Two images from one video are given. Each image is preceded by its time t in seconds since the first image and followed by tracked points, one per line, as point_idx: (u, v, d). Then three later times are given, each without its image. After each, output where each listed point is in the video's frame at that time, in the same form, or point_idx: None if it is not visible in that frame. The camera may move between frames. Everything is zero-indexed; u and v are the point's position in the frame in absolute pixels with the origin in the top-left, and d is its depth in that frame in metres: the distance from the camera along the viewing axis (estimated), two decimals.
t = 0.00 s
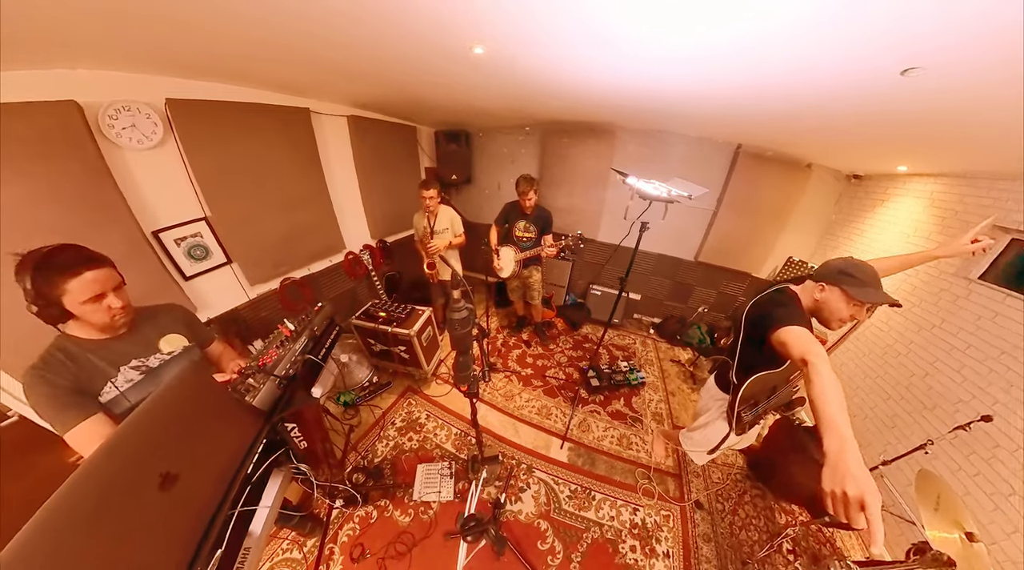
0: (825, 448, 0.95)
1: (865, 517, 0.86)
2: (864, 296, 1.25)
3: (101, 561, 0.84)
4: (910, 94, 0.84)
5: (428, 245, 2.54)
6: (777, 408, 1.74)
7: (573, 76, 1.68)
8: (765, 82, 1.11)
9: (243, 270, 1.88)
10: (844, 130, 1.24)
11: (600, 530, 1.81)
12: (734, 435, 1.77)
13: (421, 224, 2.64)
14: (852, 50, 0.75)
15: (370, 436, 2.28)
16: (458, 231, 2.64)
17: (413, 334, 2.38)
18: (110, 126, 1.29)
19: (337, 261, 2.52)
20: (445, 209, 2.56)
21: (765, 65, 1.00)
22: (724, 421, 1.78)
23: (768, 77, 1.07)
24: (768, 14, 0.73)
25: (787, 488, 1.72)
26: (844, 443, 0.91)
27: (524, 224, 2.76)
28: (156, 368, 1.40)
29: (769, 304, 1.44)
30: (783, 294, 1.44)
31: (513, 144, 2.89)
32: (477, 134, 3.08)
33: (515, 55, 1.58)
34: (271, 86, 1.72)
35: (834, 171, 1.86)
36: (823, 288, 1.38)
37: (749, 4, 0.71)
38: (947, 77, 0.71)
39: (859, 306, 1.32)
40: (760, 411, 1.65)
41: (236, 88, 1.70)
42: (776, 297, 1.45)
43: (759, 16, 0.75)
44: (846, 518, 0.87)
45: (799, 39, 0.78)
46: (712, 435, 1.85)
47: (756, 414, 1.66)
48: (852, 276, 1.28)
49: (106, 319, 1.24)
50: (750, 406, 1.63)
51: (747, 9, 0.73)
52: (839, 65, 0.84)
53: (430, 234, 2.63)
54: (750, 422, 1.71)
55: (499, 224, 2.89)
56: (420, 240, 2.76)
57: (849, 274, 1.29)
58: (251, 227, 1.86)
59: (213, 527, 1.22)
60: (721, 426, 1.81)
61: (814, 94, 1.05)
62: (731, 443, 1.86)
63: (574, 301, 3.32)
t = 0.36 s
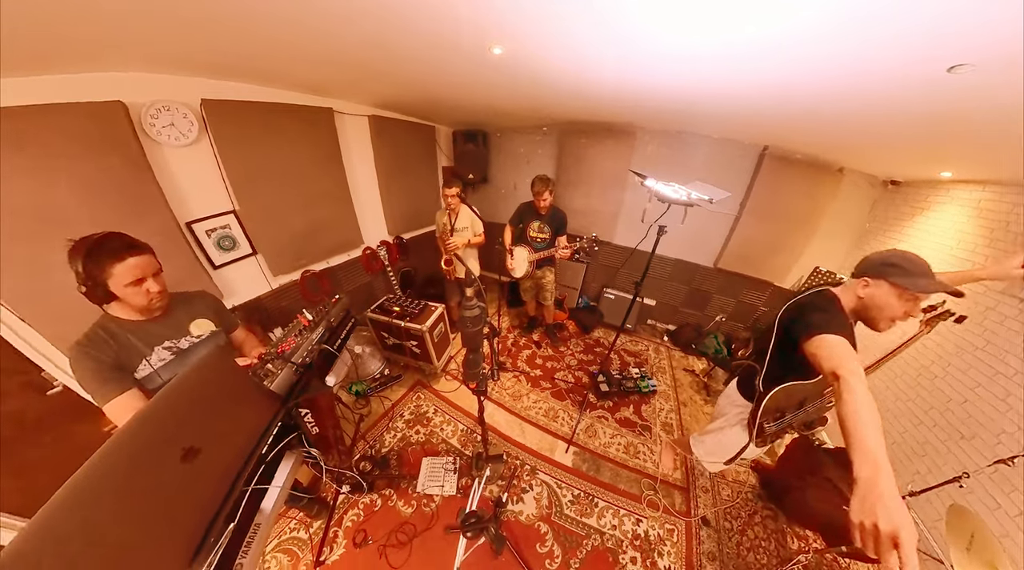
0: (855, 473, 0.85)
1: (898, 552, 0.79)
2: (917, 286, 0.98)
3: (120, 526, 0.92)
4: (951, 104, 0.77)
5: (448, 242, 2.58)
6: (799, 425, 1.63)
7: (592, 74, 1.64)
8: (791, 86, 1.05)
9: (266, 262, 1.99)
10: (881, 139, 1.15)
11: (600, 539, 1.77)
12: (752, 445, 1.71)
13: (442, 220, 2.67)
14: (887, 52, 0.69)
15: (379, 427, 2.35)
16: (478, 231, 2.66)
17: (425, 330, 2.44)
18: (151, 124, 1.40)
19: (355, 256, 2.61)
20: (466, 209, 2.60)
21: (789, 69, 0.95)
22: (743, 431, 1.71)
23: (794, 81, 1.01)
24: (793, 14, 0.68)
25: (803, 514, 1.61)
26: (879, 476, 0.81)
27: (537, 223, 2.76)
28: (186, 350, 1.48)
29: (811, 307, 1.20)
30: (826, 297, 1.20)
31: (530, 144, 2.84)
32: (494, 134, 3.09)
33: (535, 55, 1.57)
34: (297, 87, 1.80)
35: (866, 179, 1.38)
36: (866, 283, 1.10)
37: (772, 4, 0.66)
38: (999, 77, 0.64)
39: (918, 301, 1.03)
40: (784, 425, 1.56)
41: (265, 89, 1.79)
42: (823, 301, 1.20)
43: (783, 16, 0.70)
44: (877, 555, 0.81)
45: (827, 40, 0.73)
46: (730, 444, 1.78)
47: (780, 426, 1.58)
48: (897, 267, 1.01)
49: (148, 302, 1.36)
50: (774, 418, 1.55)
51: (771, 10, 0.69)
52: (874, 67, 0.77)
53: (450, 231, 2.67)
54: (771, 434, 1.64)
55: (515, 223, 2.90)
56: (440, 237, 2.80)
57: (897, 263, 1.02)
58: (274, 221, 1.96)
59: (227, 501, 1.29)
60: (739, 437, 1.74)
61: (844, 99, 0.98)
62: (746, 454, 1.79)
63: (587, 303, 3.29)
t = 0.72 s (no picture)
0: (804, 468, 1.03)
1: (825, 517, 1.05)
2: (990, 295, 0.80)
3: (142, 497, 1.03)
4: (1002, 108, 0.69)
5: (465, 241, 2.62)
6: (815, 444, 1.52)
7: (609, 74, 1.61)
8: (820, 86, 0.98)
9: (288, 254, 2.09)
10: (925, 144, 1.05)
11: (600, 547, 1.74)
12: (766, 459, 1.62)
13: (459, 219, 2.70)
14: (917, 52, 0.64)
15: (388, 417, 2.42)
16: (493, 231, 2.71)
17: (436, 326, 2.48)
18: (187, 123, 1.51)
19: (373, 251, 2.70)
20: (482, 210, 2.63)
21: (811, 70, 0.89)
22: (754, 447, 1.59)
23: (821, 80, 0.94)
24: (811, 12, 0.64)
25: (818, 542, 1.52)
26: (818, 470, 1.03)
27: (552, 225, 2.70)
28: (212, 334, 1.61)
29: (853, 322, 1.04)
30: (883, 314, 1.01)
31: (547, 144, 2.82)
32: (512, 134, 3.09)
33: (553, 55, 1.56)
34: (322, 87, 1.88)
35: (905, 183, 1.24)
36: (927, 293, 0.92)
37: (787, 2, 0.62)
38: None
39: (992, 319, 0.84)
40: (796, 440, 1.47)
41: (292, 90, 1.88)
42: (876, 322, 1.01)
43: (795, 13, 0.66)
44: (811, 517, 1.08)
45: (850, 39, 0.68)
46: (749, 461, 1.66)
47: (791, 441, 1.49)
48: (967, 274, 0.84)
49: (179, 289, 1.47)
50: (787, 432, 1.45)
51: (784, 6, 0.65)
52: (904, 67, 0.71)
53: (467, 230, 2.69)
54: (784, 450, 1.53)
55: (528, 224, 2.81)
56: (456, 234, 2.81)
57: (965, 269, 0.85)
58: (296, 216, 2.06)
59: (244, 476, 1.40)
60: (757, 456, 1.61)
61: (876, 100, 0.91)
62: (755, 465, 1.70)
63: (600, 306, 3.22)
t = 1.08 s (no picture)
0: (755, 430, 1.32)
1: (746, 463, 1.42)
2: None
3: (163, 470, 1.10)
4: None
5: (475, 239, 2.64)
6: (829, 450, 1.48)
7: (625, 74, 1.59)
8: (855, 82, 0.88)
9: (307, 248, 2.18)
10: (966, 151, 0.97)
11: (599, 555, 1.71)
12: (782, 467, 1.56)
13: (471, 218, 2.73)
14: (945, 51, 0.60)
15: (397, 410, 2.48)
16: (504, 229, 2.72)
17: (447, 323, 2.52)
18: (217, 122, 1.62)
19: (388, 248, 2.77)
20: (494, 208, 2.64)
21: (862, 60, 0.73)
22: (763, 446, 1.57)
23: (854, 80, 0.86)
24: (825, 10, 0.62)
25: None
26: (775, 429, 1.39)
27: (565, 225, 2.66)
28: (233, 322, 1.70)
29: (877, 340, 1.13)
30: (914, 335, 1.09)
31: (563, 144, 2.79)
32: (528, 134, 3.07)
33: (572, 56, 1.55)
34: (342, 87, 1.94)
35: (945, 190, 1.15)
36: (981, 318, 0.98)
37: (802, 2, 0.60)
38: None
39: None
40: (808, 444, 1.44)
41: (315, 91, 1.96)
42: (910, 351, 1.09)
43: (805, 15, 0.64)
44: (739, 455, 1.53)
45: (869, 38, 0.64)
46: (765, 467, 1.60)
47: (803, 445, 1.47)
48: None
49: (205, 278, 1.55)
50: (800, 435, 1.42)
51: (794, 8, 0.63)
52: (931, 67, 0.67)
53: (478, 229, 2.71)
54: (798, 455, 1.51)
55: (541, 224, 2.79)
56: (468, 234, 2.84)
57: None
58: (316, 212, 2.14)
59: (257, 457, 1.47)
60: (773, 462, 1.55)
61: (905, 102, 0.86)
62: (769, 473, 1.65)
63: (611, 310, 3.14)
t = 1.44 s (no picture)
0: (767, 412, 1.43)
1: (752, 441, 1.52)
2: None
3: (189, 439, 1.19)
4: None
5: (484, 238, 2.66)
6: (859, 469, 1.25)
7: (643, 73, 1.55)
8: (865, 85, 0.88)
9: (327, 242, 2.27)
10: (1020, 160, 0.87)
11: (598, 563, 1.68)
12: (809, 480, 1.35)
13: (481, 217, 2.74)
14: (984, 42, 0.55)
15: (406, 403, 2.54)
16: (513, 228, 2.72)
17: (459, 321, 2.55)
18: (247, 121, 1.72)
19: (404, 244, 2.84)
20: (504, 207, 2.65)
21: (849, 71, 0.84)
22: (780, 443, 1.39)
23: (854, 80, 0.87)
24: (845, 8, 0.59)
25: None
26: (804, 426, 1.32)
27: (580, 226, 2.62)
28: (257, 310, 1.80)
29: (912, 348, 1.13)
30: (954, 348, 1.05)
31: (580, 144, 2.74)
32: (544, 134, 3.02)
33: (590, 57, 1.53)
34: (363, 88, 2.00)
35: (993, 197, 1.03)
36: None
37: None
38: None
39: None
40: (837, 441, 1.24)
41: (338, 91, 2.04)
42: (945, 361, 1.06)
43: (809, 19, 0.66)
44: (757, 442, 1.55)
45: (894, 39, 0.63)
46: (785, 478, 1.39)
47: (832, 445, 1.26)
48: None
49: (233, 268, 1.66)
50: (828, 424, 1.25)
51: (795, 12, 0.65)
52: (969, 64, 0.62)
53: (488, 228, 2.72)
54: (822, 458, 1.28)
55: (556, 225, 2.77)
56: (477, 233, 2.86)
57: None
58: (336, 208, 2.22)
59: (273, 437, 1.55)
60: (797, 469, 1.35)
61: (941, 103, 0.79)
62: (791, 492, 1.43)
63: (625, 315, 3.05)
